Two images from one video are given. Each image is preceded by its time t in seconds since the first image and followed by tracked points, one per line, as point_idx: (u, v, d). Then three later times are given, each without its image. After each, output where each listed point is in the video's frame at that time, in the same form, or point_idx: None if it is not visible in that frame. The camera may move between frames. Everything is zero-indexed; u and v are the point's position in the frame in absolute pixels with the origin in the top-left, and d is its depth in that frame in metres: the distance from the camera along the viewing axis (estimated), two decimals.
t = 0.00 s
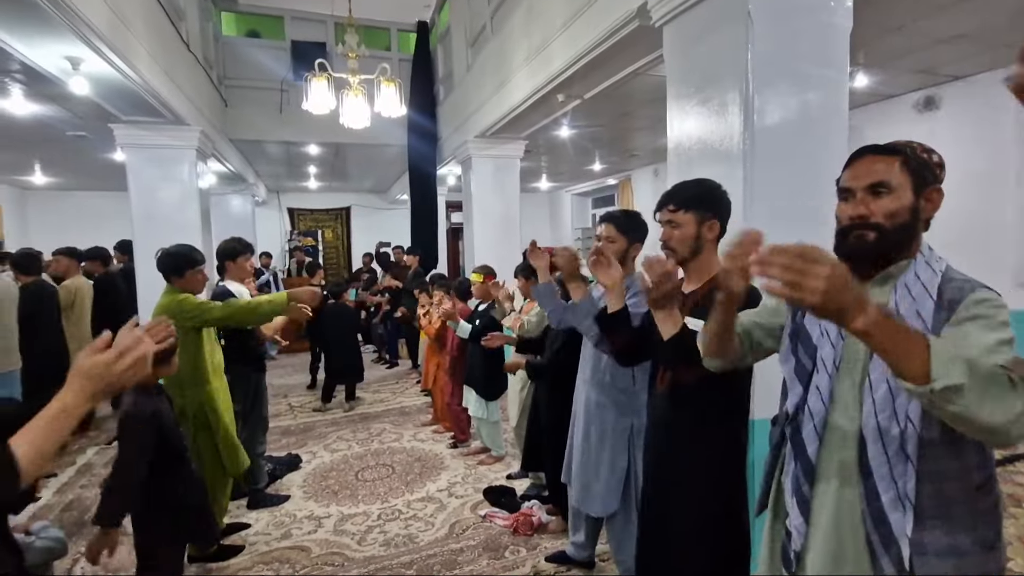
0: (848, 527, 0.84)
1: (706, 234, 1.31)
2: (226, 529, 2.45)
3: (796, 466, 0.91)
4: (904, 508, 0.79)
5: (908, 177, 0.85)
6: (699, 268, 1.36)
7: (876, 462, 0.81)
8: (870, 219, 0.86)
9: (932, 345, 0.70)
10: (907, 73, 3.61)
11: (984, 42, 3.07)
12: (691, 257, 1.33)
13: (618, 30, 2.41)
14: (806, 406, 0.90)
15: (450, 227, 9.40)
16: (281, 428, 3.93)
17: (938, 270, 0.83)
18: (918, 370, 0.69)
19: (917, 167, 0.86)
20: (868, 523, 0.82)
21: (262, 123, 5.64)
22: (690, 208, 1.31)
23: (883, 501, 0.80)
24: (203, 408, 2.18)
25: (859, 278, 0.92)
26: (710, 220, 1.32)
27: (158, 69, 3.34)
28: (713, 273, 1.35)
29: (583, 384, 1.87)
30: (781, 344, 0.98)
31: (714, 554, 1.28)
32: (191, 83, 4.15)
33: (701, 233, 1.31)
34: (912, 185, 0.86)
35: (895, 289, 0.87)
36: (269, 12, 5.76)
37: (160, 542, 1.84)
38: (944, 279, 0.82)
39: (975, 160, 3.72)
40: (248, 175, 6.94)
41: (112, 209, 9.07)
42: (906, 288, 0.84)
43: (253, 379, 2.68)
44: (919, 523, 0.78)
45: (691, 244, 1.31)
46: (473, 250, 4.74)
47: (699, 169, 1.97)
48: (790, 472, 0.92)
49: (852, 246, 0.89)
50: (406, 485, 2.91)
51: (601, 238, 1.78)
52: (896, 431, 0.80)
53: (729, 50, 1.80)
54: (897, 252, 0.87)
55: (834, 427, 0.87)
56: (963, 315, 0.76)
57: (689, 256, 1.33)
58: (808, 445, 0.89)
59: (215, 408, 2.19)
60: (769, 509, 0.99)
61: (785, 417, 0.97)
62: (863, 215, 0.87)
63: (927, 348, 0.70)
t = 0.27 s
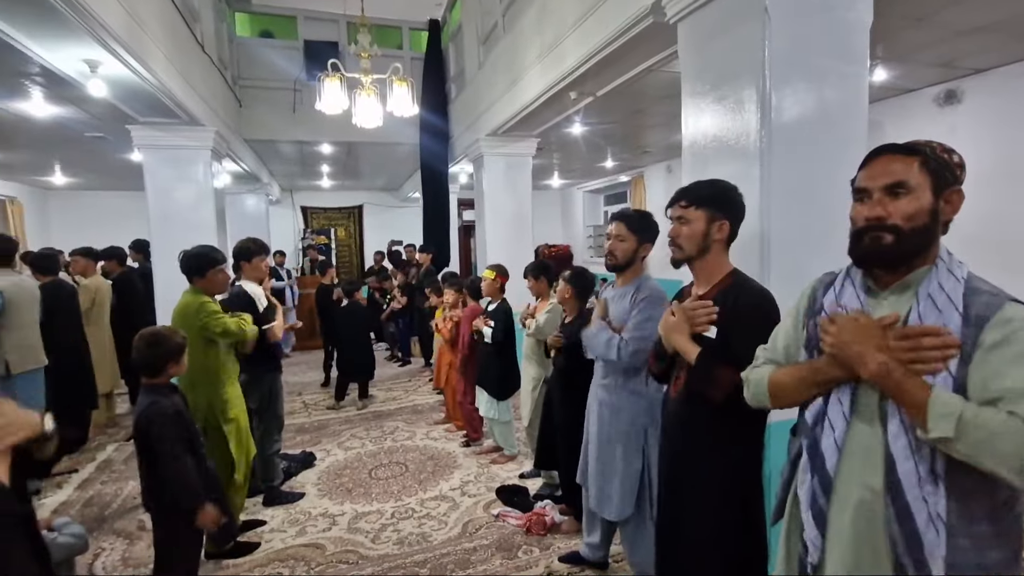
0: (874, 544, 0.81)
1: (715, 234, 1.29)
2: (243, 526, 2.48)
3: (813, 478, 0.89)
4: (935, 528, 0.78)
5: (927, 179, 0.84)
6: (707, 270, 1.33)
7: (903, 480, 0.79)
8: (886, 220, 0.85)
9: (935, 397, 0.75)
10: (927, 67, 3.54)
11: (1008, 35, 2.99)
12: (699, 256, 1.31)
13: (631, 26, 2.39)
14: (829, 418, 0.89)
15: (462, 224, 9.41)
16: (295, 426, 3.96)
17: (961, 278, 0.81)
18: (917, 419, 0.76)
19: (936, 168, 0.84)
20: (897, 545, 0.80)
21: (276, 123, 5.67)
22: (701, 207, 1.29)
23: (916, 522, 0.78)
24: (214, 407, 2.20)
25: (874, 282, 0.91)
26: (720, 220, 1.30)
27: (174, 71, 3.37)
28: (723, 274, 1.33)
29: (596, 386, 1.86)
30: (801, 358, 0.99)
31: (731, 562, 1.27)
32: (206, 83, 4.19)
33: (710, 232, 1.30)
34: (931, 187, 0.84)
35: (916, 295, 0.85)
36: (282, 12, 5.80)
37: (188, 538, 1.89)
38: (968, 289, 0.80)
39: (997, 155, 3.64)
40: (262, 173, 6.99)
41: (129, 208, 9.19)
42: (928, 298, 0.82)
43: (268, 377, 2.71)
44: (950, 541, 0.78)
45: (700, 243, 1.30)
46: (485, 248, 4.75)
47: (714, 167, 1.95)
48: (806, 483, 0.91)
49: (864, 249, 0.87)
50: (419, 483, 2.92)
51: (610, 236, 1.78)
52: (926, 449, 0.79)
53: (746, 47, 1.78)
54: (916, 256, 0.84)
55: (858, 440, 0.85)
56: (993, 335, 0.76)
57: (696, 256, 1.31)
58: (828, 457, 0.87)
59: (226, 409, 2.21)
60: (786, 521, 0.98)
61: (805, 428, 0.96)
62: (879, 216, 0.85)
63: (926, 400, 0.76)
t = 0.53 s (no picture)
0: (896, 548, 0.81)
1: (742, 238, 1.27)
2: (260, 526, 2.51)
3: (837, 483, 0.87)
4: (960, 531, 0.76)
5: (958, 183, 0.82)
6: (731, 273, 1.31)
7: (929, 483, 0.78)
8: (917, 227, 0.83)
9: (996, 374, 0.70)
10: (949, 62, 3.46)
11: None
12: (725, 260, 1.29)
13: (645, 26, 2.37)
14: (852, 421, 0.86)
15: (475, 225, 9.42)
16: (310, 426, 4.00)
17: (993, 279, 0.78)
18: (984, 401, 0.69)
19: (966, 171, 0.82)
20: (918, 545, 0.80)
21: (291, 126, 5.73)
22: (726, 210, 1.27)
23: (938, 524, 0.77)
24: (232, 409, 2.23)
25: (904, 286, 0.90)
26: (746, 222, 1.28)
27: (191, 77, 3.42)
28: (748, 278, 1.31)
29: (613, 389, 1.85)
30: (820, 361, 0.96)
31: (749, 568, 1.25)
32: (222, 89, 4.24)
33: (737, 235, 1.28)
34: (962, 191, 0.82)
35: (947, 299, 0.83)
36: (296, 17, 5.86)
37: (207, 539, 1.90)
38: (999, 290, 0.78)
39: (1021, 150, 3.55)
40: (277, 176, 7.08)
41: (148, 211, 9.36)
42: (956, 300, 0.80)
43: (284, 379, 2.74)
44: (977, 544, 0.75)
45: (726, 247, 1.28)
46: (498, 249, 4.74)
47: (730, 167, 1.92)
48: (831, 487, 0.88)
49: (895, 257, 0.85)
50: (433, 484, 2.93)
51: (625, 239, 1.76)
52: (951, 448, 0.77)
53: (762, 46, 1.75)
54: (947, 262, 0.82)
55: (882, 444, 0.83)
56: None
57: (721, 260, 1.29)
58: (852, 460, 0.84)
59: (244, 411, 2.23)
60: (810, 526, 0.96)
61: (827, 431, 0.93)
62: (910, 223, 0.83)
63: (989, 378, 0.69)
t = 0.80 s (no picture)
0: (917, 562, 0.78)
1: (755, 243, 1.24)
2: (274, 529, 2.52)
3: (856, 493, 0.86)
4: (982, 545, 0.74)
5: (980, 186, 0.81)
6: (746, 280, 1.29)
7: (949, 495, 0.77)
8: (939, 230, 0.82)
9: None
10: (969, 60, 3.40)
11: None
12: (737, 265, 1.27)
13: (657, 28, 2.36)
14: (872, 430, 0.85)
15: (486, 227, 9.43)
16: (324, 429, 4.02)
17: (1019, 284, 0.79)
18: None
19: (989, 174, 0.81)
20: (941, 559, 0.77)
21: (304, 131, 5.78)
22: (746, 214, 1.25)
23: (960, 536, 0.75)
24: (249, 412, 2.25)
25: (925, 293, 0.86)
26: (761, 228, 1.25)
27: (206, 83, 3.47)
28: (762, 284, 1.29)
29: (628, 393, 1.83)
30: (836, 364, 0.93)
31: None
32: (237, 94, 4.30)
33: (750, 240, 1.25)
34: (985, 194, 0.81)
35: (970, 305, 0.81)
36: (309, 22, 5.92)
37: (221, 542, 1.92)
38: None
39: None
40: (290, 180, 7.14)
41: (165, 215, 9.49)
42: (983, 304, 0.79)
43: (298, 382, 2.75)
44: (1002, 560, 0.74)
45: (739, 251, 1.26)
46: (510, 252, 4.75)
47: (745, 169, 1.90)
48: (850, 497, 0.87)
49: (916, 260, 0.83)
50: (446, 488, 2.93)
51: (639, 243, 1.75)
52: (974, 461, 0.76)
53: (777, 47, 1.73)
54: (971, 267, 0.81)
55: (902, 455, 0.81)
56: None
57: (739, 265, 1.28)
58: (872, 472, 0.83)
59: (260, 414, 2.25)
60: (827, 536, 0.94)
61: (847, 439, 0.92)
62: (931, 226, 0.82)
63: None
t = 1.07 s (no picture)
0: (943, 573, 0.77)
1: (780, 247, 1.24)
2: (288, 528, 2.54)
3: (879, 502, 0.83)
4: (1011, 557, 0.73)
5: (1003, 188, 0.79)
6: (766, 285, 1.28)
7: (980, 506, 0.74)
8: (961, 234, 0.79)
9: None
10: (992, 56, 3.32)
11: None
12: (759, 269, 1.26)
13: (671, 28, 2.33)
14: (894, 439, 0.82)
15: (498, 227, 9.43)
16: (337, 428, 4.05)
17: None
18: None
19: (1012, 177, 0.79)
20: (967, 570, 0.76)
21: (318, 132, 5.83)
22: (766, 218, 1.24)
23: (988, 548, 0.73)
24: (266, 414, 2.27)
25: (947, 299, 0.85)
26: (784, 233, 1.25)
27: (222, 86, 3.50)
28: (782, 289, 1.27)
29: (643, 396, 1.81)
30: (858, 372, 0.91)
31: None
32: (252, 97, 4.34)
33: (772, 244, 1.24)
34: (1009, 196, 0.78)
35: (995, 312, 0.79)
36: (323, 24, 5.96)
37: (235, 542, 1.94)
38: None
39: None
40: (304, 181, 7.20)
41: (181, 217, 9.62)
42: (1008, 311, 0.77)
43: (311, 382, 2.77)
44: None
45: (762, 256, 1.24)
46: (522, 252, 4.74)
47: (761, 169, 1.87)
48: (873, 508, 0.84)
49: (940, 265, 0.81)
50: (458, 489, 2.93)
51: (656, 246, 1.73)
52: (1001, 470, 0.73)
53: (795, 45, 1.71)
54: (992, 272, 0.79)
55: (928, 464, 0.79)
56: None
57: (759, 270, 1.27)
58: (896, 482, 0.81)
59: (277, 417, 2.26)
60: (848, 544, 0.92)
61: (868, 448, 0.89)
62: (953, 229, 0.80)
63: None
